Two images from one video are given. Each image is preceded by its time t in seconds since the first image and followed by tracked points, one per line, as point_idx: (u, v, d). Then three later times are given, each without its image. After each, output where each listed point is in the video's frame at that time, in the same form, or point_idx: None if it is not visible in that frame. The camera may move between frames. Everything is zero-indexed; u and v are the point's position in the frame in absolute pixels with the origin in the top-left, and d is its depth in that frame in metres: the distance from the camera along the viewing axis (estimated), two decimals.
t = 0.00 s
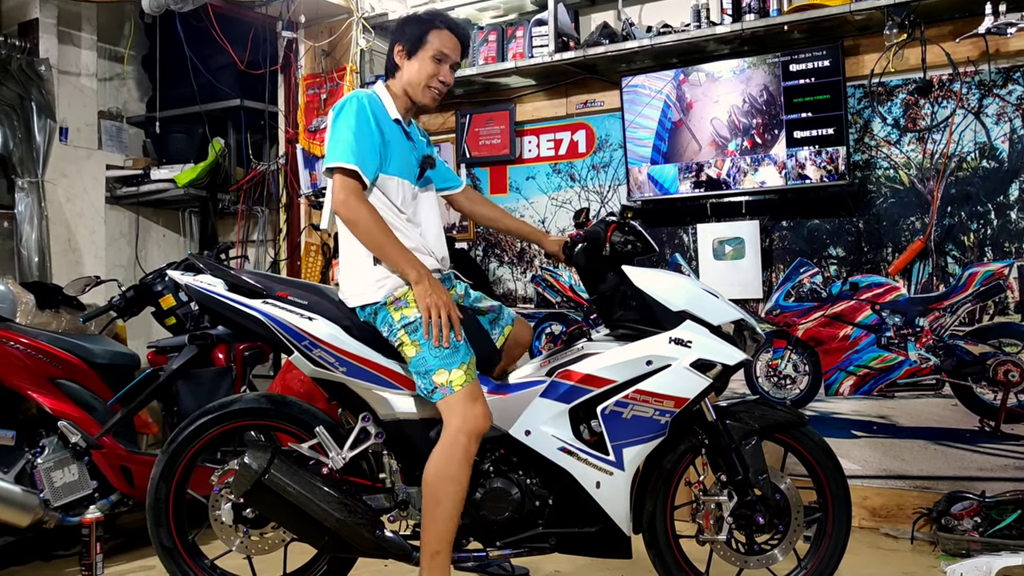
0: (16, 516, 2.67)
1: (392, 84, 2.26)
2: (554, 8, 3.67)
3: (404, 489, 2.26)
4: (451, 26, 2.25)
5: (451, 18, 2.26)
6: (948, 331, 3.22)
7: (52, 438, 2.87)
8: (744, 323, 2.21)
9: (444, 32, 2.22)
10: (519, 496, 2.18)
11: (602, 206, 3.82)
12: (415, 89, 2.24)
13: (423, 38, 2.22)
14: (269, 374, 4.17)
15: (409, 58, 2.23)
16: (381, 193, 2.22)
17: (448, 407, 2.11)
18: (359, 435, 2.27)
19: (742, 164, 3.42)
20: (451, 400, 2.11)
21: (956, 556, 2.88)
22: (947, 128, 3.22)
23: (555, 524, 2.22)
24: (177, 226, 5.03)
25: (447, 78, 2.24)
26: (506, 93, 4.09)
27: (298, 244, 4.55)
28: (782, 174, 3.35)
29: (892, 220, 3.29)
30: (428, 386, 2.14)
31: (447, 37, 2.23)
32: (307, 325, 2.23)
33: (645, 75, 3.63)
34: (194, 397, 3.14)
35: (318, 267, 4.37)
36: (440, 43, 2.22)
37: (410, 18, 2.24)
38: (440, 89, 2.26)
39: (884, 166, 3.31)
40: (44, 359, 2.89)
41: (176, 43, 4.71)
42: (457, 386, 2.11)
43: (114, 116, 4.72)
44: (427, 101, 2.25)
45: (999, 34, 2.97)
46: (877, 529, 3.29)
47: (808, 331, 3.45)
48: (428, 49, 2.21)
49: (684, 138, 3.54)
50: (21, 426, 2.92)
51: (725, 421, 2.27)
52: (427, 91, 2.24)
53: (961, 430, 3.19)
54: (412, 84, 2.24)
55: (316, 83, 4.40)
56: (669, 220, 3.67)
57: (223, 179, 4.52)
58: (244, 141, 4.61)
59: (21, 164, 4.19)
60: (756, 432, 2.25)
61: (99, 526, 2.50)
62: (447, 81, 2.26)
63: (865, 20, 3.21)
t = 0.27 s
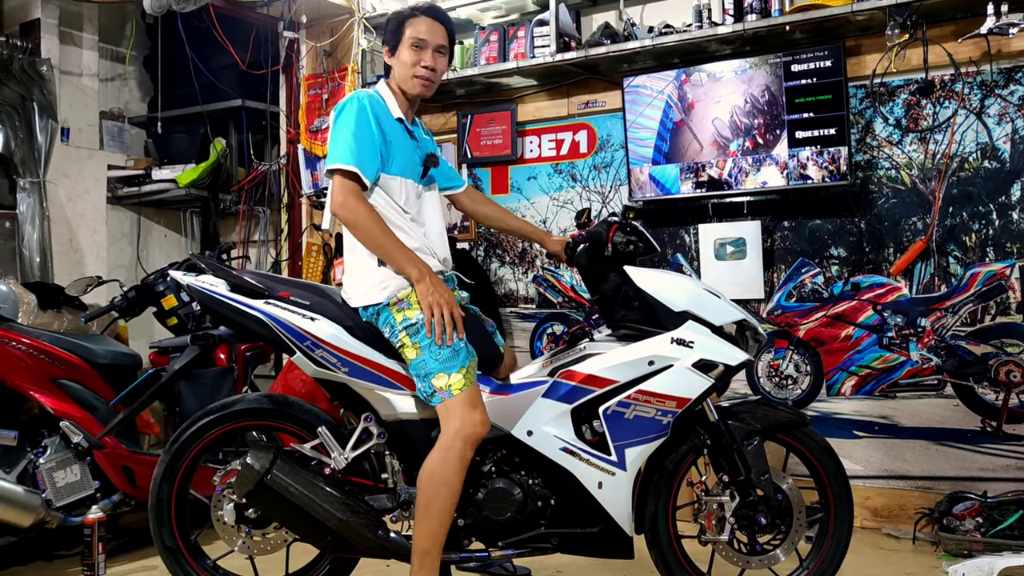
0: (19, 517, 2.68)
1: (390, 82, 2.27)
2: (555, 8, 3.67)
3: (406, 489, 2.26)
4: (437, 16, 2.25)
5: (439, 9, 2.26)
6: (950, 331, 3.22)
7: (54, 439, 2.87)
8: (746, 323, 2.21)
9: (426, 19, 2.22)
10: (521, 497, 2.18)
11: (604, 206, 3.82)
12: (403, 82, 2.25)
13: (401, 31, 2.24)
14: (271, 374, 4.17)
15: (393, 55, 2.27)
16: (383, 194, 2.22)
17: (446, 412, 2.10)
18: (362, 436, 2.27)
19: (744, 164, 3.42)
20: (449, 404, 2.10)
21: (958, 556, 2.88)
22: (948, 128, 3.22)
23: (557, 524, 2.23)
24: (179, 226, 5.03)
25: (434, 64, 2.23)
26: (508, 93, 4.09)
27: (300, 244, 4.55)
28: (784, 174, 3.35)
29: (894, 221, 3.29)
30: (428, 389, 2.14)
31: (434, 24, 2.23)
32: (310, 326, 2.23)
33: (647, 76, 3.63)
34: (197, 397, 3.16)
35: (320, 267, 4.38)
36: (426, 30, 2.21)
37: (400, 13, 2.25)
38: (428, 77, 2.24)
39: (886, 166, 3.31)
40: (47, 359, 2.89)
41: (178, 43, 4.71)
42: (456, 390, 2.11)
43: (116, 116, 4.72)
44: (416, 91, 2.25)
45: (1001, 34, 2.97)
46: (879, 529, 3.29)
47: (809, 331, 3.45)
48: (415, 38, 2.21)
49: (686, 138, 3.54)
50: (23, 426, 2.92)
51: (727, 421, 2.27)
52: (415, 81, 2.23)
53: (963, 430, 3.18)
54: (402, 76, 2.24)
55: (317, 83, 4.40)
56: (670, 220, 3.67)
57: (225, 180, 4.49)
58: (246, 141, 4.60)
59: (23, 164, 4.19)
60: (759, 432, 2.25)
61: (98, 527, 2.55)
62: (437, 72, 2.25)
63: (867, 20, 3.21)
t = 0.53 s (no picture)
0: (20, 516, 2.67)
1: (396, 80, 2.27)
2: (556, 8, 3.67)
3: (407, 489, 2.25)
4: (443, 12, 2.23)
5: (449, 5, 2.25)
6: (951, 331, 3.21)
7: (54, 438, 2.87)
8: (747, 323, 2.21)
9: (443, 22, 2.21)
10: (522, 496, 2.18)
11: (604, 206, 3.82)
12: (412, 82, 2.24)
13: (404, 27, 2.23)
14: (272, 374, 4.18)
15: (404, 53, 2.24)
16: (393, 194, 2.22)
17: (451, 409, 2.12)
18: (363, 436, 2.27)
19: (745, 164, 3.42)
20: (455, 401, 2.11)
21: (959, 556, 2.89)
22: (949, 128, 3.22)
23: (558, 524, 2.22)
24: (179, 226, 5.03)
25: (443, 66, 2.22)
26: (509, 93, 4.08)
27: (300, 244, 4.54)
28: (785, 174, 3.34)
29: (895, 221, 3.29)
30: (434, 387, 2.15)
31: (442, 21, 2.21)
32: (311, 326, 2.23)
33: (647, 75, 3.63)
34: (197, 397, 3.16)
35: (321, 267, 4.38)
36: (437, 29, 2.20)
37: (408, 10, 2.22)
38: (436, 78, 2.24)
39: (887, 166, 3.31)
40: (48, 359, 2.89)
41: (179, 43, 4.72)
42: (462, 388, 2.12)
43: (116, 116, 4.72)
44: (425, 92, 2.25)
45: (1001, 34, 2.97)
46: (879, 529, 3.29)
47: (810, 331, 3.45)
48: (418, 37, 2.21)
49: (686, 138, 3.54)
50: (24, 426, 2.92)
51: (727, 421, 2.27)
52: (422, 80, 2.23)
53: (963, 430, 3.18)
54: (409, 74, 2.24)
55: (318, 83, 4.40)
56: (671, 220, 3.67)
57: (226, 180, 4.49)
58: (246, 141, 4.61)
59: (23, 164, 4.18)
60: (759, 432, 2.25)
61: (100, 526, 2.56)
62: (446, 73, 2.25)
63: (867, 20, 3.20)
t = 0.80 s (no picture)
0: (21, 517, 2.70)
1: (411, 85, 2.27)
2: (557, 8, 3.67)
3: (408, 489, 2.25)
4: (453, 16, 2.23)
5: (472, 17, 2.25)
6: (951, 331, 3.22)
7: (55, 439, 2.87)
8: (748, 323, 2.21)
9: (481, 50, 2.23)
10: (522, 497, 2.18)
11: (605, 206, 3.83)
12: (439, 98, 2.26)
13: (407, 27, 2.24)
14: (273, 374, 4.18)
15: (442, 67, 2.23)
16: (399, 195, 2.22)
17: (453, 408, 2.13)
18: (364, 436, 2.27)
19: (745, 165, 3.42)
20: (457, 400, 2.13)
21: (960, 556, 2.89)
22: (949, 128, 3.22)
23: (558, 524, 2.23)
24: (180, 226, 5.03)
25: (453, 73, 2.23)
26: (509, 93, 4.09)
27: (300, 244, 4.53)
28: (785, 174, 3.34)
29: (895, 221, 3.30)
30: (437, 387, 2.15)
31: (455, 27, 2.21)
32: (312, 326, 2.23)
33: (648, 76, 3.63)
34: (198, 396, 3.17)
35: (321, 267, 4.38)
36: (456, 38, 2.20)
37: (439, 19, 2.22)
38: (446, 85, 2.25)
39: (887, 167, 3.31)
40: (49, 359, 2.89)
41: (180, 43, 4.72)
42: (465, 387, 2.13)
43: (117, 116, 4.73)
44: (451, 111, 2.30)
45: (1002, 34, 2.97)
46: (880, 529, 3.30)
47: (811, 331, 3.45)
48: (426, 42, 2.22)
49: (687, 138, 3.54)
50: (25, 426, 2.93)
51: (728, 422, 2.27)
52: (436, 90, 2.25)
53: (964, 431, 3.19)
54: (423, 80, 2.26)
55: (318, 83, 4.40)
56: (671, 220, 3.67)
57: (226, 180, 4.49)
58: (247, 140, 4.62)
59: (24, 164, 4.17)
60: (760, 432, 2.25)
61: (101, 527, 2.64)
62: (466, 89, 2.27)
63: (867, 20, 3.21)
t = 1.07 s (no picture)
0: (22, 516, 2.70)
1: (418, 86, 2.26)
2: (556, 8, 3.67)
3: (407, 489, 2.26)
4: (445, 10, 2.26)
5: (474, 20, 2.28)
6: (950, 331, 3.22)
7: (55, 438, 2.88)
8: (747, 324, 2.21)
9: (489, 56, 2.26)
10: (521, 497, 2.19)
11: (604, 206, 3.83)
12: (448, 100, 2.27)
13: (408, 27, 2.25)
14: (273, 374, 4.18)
15: (452, 71, 2.24)
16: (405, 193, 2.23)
17: (446, 411, 2.13)
18: (363, 436, 2.28)
19: (745, 165, 3.42)
20: (451, 403, 2.13)
21: (959, 556, 2.89)
22: (948, 128, 3.22)
23: (557, 524, 2.23)
24: (180, 226, 5.03)
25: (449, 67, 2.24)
26: (509, 94, 4.09)
27: (300, 244, 4.53)
28: (784, 174, 3.35)
29: (894, 221, 3.30)
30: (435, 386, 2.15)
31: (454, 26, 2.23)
32: (311, 326, 2.24)
33: (647, 76, 3.63)
34: (198, 396, 3.17)
35: (321, 267, 4.38)
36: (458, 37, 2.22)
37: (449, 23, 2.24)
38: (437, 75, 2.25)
39: (886, 167, 3.32)
40: (49, 359, 2.90)
41: (180, 44, 4.73)
42: (459, 390, 2.13)
43: (117, 116, 4.73)
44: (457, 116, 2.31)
45: (1001, 34, 2.96)
46: (879, 529, 3.30)
47: (810, 331, 3.45)
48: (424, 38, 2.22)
49: (687, 138, 3.54)
50: (25, 426, 2.93)
51: (727, 422, 2.27)
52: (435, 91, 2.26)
53: (963, 431, 3.19)
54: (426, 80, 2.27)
55: (318, 83, 4.40)
56: (671, 220, 3.67)
57: (226, 180, 4.48)
58: (247, 140, 4.62)
59: (24, 164, 4.17)
60: (759, 432, 2.25)
61: (101, 526, 2.66)
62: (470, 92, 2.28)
63: (867, 20, 3.21)
